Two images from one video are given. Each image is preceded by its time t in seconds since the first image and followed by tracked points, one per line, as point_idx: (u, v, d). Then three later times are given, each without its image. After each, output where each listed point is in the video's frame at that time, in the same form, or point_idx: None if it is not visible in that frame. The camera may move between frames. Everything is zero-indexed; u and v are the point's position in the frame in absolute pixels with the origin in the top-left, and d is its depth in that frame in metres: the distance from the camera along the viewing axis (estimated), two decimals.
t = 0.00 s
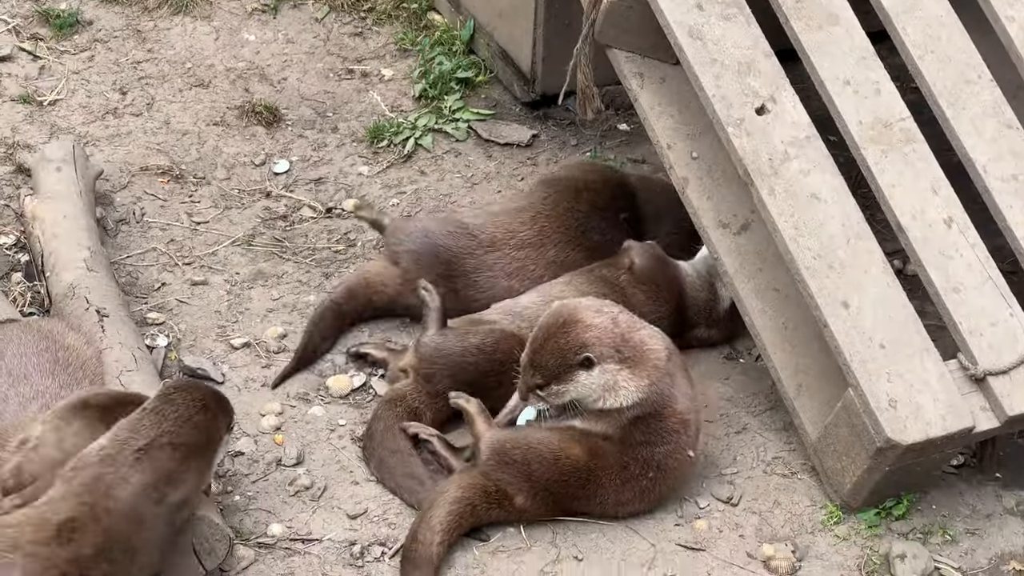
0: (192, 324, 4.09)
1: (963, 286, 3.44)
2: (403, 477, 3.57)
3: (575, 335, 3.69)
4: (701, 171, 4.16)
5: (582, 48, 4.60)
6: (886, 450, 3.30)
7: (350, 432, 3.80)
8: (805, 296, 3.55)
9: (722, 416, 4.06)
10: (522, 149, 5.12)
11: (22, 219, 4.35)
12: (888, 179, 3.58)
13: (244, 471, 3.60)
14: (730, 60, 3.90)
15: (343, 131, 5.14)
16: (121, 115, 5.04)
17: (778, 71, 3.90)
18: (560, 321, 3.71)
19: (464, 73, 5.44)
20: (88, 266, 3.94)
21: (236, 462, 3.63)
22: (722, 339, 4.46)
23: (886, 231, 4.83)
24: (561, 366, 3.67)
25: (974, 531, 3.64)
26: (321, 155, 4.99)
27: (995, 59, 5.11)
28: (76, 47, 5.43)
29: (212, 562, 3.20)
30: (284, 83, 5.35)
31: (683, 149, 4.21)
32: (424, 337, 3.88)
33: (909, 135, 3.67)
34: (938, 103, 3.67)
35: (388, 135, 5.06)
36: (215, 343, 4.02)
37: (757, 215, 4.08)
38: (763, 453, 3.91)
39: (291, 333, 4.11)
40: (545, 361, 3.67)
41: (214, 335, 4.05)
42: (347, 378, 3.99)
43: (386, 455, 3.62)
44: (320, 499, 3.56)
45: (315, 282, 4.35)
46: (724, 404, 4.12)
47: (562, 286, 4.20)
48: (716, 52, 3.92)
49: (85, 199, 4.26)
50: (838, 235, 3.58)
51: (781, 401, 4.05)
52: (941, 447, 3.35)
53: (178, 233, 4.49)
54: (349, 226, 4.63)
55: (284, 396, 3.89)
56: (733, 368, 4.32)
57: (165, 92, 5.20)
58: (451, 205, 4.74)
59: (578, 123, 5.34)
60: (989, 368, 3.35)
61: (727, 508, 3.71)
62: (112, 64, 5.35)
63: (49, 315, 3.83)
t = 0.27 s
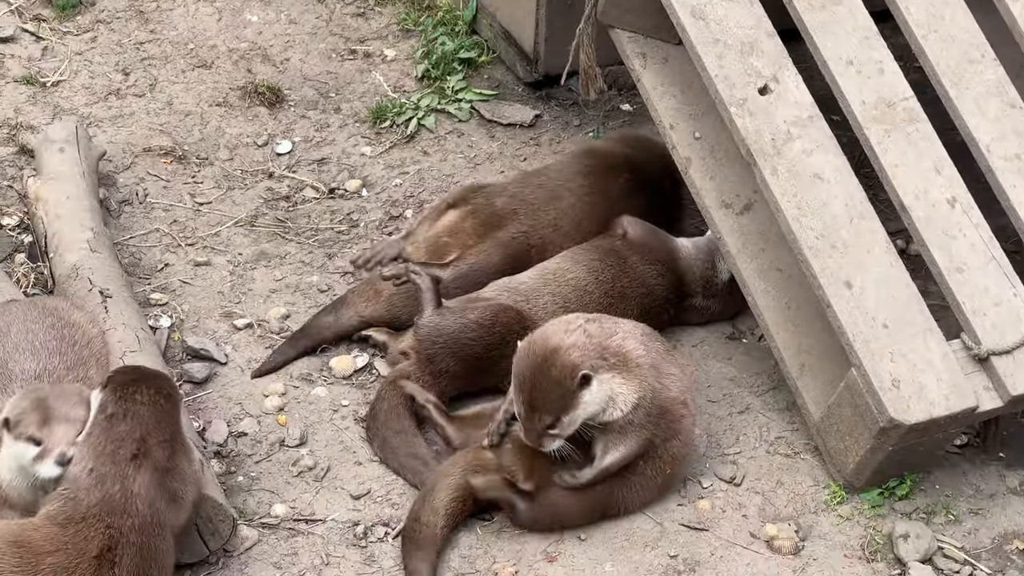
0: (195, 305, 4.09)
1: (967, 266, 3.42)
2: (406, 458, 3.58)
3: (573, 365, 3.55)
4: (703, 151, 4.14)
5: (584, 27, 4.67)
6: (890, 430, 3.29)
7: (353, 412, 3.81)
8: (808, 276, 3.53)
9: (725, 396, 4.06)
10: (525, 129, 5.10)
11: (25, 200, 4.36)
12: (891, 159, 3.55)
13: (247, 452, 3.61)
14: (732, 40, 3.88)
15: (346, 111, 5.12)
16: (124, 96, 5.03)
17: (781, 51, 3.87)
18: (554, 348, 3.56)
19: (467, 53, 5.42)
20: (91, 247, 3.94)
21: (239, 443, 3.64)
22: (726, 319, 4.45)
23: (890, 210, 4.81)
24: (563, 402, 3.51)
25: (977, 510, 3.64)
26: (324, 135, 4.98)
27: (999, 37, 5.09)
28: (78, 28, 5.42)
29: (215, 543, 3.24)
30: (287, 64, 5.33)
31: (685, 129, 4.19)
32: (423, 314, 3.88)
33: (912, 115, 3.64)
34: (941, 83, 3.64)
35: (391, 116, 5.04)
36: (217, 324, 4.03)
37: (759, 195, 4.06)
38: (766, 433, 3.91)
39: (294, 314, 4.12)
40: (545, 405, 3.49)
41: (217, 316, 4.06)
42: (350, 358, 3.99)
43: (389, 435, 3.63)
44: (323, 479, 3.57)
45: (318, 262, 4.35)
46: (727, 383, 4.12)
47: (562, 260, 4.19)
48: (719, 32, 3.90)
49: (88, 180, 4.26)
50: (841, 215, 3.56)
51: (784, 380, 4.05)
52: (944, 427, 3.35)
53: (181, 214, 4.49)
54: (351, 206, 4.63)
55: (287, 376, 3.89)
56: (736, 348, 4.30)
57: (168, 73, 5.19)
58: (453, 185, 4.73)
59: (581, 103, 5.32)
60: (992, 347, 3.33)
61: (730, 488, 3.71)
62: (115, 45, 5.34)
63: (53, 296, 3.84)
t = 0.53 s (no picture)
0: (199, 290, 4.10)
1: (971, 249, 3.41)
2: (410, 443, 3.59)
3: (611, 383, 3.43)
4: (708, 136, 4.12)
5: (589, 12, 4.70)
6: (894, 414, 3.29)
7: (357, 397, 3.82)
8: (813, 261, 3.52)
9: (729, 380, 4.05)
10: (529, 114, 5.09)
11: (29, 185, 4.37)
12: (896, 143, 3.53)
13: (252, 437, 3.63)
14: (737, 24, 3.86)
15: (350, 96, 5.11)
16: (128, 81, 5.03)
17: (785, 35, 3.85)
18: (598, 366, 3.43)
19: (471, 38, 5.41)
20: (95, 232, 3.95)
21: (243, 427, 3.65)
22: (730, 304, 4.44)
23: (894, 194, 4.79)
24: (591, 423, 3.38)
25: (982, 495, 3.63)
26: (328, 120, 4.97)
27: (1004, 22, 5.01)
28: (82, 12, 5.41)
29: (219, 527, 3.26)
30: (291, 48, 5.32)
31: (690, 114, 4.17)
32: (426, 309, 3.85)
33: (917, 99, 3.62)
34: (946, 67, 3.62)
35: (395, 101, 5.03)
36: (222, 308, 4.04)
37: (764, 179, 4.04)
38: (771, 418, 3.90)
39: (298, 299, 4.12)
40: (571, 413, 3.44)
41: (221, 301, 4.06)
42: (354, 343, 4.00)
43: (393, 420, 3.63)
44: (327, 464, 3.58)
45: (322, 247, 4.35)
46: (731, 367, 4.11)
47: (565, 253, 4.18)
48: (723, 15, 3.88)
49: (92, 165, 4.26)
50: (846, 199, 3.55)
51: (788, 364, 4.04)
52: (948, 411, 3.34)
53: (185, 198, 4.49)
54: (356, 191, 4.62)
55: (292, 361, 3.90)
56: (740, 333, 4.29)
57: (172, 58, 5.19)
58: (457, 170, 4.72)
59: (585, 87, 5.30)
60: (997, 332, 3.32)
61: (735, 473, 3.71)
62: (119, 29, 5.33)
63: (57, 281, 3.85)
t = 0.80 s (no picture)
0: (202, 278, 4.10)
1: (974, 237, 3.40)
2: (413, 431, 3.61)
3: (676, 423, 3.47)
4: (710, 124, 4.12)
5: None
6: (897, 403, 3.29)
7: (360, 385, 3.82)
8: (816, 249, 3.51)
9: (732, 368, 4.05)
10: (532, 102, 5.08)
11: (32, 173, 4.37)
12: (899, 130, 3.52)
13: (255, 425, 3.63)
14: (740, 12, 3.85)
15: (352, 84, 5.10)
16: (130, 69, 5.03)
17: (788, 23, 3.83)
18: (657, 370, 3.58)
19: (473, 26, 5.39)
20: (98, 221, 3.95)
21: (246, 416, 3.66)
22: (733, 292, 4.44)
23: (897, 182, 4.78)
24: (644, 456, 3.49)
25: (985, 482, 3.63)
26: (330, 108, 4.97)
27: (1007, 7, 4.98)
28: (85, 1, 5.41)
29: (223, 516, 3.27)
30: (293, 37, 5.31)
31: (692, 102, 4.17)
32: (424, 298, 3.88)
33: (920, 87, 3.60)
34: (949, 55, 3.61)
35: (397, 89, 5.02)
36: (225, 297, 4.04)
37: (767, 167, 4.02)
38: (773, 406, 3.90)
39: (301, 287, 4.12)
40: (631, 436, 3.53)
41: (224, 290, 4.07)
42: (357, 331, 4.01)
43: (396, 409, 3.64)
44: (330, 452, 3.58)
45: (325, 235, 4.35)
46: (734, 355, 4.11)
47: (565, 243, 4.20)
48: (726, 4, 3.87)
49: (94, 153, 4.27)
50: (849, 187, 3.54)
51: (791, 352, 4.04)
52: (951, 399, 3.33)
53: (188, 187, 4.49)
54: (358, 179, 4.62)
55: (295, 349, 3.91)
56: (743, 322, 4.29)
57: (174, 46, 5.18)
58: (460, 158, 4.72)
59: (587, 76, 5.29)
60: (1000, 319, 3.31)
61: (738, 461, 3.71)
62: (121, 18, 5.33)
63: (60, 269, 3.86)
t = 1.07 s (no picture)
0: (204, 268, 4.10)
1: (976, 226, 3.39)
2: (415, 420, 3.60)
3: (705, 409, 3.60)
4: (712, 112, 4.10)
5: None
6: (900, 391, 3.28)
7: (362, 374, 3.82)
8: (818, 237, 3.51)
9: (734, 356, 4.05)
10: (534, 91, 5.07)
11: (34, 163, 4.37)
12: (901, 119, 3.51)
13: (257, 415, 3.63)
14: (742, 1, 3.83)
15: (354, 73, 5.09)
16: (131, 59, 5.02)
17: (790, 11, 3.82)
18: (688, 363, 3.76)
19: (475, 15, 5.37)
20: (100, 210, 3.95)
21: (248, 405, 3.66)
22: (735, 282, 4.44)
23: (899, 171, 4.77)
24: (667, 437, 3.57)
25: (987, 471, 3.63)
26: (332, 98, 4.96)
27: None
28: None
29: (224, 505, 3.27)
30: (295, 26, 5.30)
31: (694, 90, 4.15)
32: (426, 285, 3.91)
33: (922, 75, 3.59)
34: (951, 43, 3.59)
35: (399, 78, 5.01)
36: (227, 286, 4.04)
37: (769, 155, 4.01)
38: (775, 394, 3.90)
39: (303, 277, 4.12)
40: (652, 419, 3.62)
41: (226, 279, 4.07)
42: (359, 321, 4.01)
43: (398, 398, 3.64)
44: (332, 442, 3.58)
45: (326, 225, 4.35)
46: (736, 344, 4.10)
47: (566, 231, 4.20)
48: None
49: (96, 143, 4.26)
50: (851, 175, 3.53)
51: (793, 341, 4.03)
52: (954, 387, 3.33)
53: (189, 176, 4.49)
54: (360, 169, 4.61)
55: (297, 339, 3.91)
56: (745, 310, 4.28)
57: (175, 36, 5.17)
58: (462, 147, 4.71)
59: (589, 65, 5.27)
60: (1002, 308, 3.30)
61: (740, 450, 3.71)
62: (122, 8, 5.32)
63: (62, 259, 3.86)
